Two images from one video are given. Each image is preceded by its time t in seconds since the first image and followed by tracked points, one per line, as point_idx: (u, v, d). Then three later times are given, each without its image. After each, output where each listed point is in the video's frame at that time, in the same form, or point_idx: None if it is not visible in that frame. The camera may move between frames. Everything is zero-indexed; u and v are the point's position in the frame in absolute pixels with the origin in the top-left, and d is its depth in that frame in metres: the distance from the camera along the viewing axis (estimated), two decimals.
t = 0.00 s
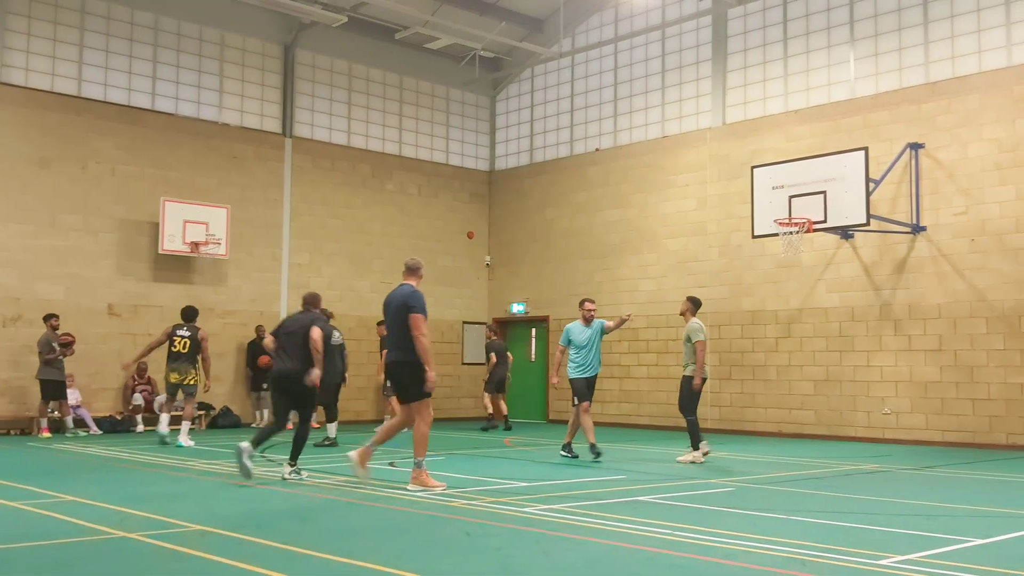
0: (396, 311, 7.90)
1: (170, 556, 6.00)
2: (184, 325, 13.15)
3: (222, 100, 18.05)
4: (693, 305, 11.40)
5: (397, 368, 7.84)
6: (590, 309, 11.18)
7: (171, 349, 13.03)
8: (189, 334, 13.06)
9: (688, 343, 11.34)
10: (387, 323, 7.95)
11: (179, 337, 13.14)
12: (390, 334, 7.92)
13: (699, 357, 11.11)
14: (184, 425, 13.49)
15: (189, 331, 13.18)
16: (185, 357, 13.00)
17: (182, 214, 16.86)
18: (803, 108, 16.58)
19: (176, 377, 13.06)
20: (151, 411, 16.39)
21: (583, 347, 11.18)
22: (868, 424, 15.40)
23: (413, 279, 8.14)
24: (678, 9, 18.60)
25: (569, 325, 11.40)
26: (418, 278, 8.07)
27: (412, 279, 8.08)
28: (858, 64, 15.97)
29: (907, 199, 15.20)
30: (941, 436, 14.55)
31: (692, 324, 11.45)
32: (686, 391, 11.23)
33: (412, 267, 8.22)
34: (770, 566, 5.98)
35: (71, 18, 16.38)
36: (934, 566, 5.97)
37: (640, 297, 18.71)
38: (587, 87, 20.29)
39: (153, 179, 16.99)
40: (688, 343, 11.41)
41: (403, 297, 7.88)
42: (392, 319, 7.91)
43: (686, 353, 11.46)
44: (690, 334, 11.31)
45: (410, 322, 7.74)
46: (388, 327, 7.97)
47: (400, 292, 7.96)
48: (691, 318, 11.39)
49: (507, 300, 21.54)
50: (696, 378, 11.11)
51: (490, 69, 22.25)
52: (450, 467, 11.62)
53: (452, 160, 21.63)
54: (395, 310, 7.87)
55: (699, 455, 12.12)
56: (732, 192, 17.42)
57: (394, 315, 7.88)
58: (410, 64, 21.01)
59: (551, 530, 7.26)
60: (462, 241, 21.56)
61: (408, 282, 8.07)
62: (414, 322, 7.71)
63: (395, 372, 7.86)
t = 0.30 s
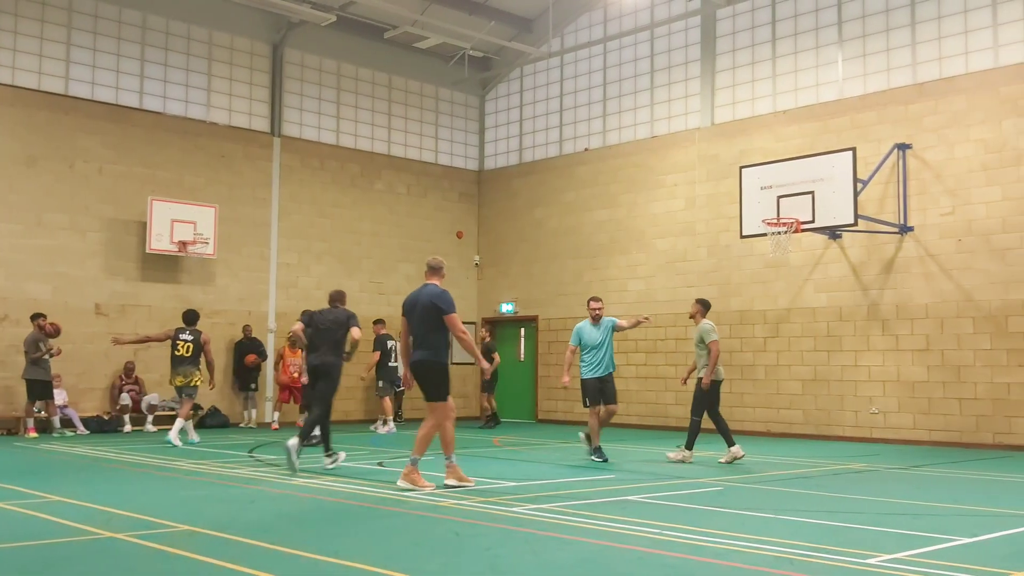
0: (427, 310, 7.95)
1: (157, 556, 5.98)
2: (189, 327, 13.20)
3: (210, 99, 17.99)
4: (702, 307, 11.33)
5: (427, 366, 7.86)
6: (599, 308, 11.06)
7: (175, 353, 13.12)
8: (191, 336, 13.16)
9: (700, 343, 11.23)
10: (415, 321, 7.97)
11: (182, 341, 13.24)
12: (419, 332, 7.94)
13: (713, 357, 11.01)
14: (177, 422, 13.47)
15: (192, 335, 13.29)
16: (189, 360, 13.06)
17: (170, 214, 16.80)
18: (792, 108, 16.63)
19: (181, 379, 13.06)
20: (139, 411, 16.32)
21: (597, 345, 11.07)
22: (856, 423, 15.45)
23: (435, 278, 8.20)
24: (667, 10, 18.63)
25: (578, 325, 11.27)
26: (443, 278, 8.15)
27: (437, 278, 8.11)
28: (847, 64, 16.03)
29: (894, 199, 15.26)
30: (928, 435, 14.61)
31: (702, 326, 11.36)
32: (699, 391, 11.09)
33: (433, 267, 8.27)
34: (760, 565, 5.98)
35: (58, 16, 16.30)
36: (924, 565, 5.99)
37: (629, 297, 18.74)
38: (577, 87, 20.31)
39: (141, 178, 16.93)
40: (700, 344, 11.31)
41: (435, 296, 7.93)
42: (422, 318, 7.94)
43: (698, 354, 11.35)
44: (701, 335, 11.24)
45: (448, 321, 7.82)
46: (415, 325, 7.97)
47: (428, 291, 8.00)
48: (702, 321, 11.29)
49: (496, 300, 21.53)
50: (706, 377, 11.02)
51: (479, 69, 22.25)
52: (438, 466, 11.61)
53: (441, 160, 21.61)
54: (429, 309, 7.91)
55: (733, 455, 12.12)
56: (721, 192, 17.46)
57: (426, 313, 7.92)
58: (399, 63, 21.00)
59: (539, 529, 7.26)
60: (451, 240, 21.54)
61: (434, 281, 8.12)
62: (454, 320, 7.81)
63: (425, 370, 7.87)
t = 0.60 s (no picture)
0: (446, 312, 7.98)
1: (144, 556, 5.97)
2: (188, 327, 13.40)
3: (198, 98, 17.93)
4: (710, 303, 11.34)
5: (443, 367, 7.84)
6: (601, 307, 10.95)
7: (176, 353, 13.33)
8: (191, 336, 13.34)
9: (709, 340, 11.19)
10: (433, 322, 7.95)
11: (182, 341, 13.44)
12: (437, 333, 7.93)
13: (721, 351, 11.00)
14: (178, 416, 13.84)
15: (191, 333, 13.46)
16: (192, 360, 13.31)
17: (158, 213, 16.75)
18: (780, 109, 16.69)
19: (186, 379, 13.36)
20: (126, 411, 16.26)
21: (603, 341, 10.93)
22: (844, 423, 15.50)
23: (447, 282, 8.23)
24: (656, 10, 18.66)
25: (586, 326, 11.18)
26: (456, 283, 8.22)
27: (453, 282, 8.17)
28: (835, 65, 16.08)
29: (882, 200, 15.33)
30: (916, 435, 14.67)
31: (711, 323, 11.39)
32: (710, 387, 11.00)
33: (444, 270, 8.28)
34: (748, 565, 6.00)
35: (46, 14, 16.21)
36: (911, 564, 6.01)
37: (618, 297, 18.77)
38: (566, 88, 20.32)
39: (129, 177, 16.87)
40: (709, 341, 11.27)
41: (456, 299, 8.00)
42: (441, 320, 7.95)
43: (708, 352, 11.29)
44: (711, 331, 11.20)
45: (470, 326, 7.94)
46: (433, 325, 7.95)
47: (447, 293, 8.04)
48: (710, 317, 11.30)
49: (485, 300, 21.53)
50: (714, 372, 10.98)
51: (469, 69, 22.24)
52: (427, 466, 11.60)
53: (431, 160, 21.59)
54: (450, 311, 7.94)
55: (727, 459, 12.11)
56: (709, 193, 17.50)
57: (446, 315, 7.95)
58: (389, 63, 20.97)
59: (528, 529, 7.26)
60: (440, 240, 21.53)
61: (450, 285, 8.16)
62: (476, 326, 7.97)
63: (442, 370, 7.84)
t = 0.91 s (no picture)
0: (445, 311, 7.95)
1: (131, 556, 5.99)
2: (190, 328, 13.75)
3: (186, 97, 17.92)
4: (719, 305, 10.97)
5: (443, 366, 7.85)
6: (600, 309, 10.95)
7: (179, 353, 13.63)
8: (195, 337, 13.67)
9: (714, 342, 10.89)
10: (433, 321, 7.87)
11: (186, 341, 13.76)
12: (437, 333, 7.87)
13: (721, 356, 10.61)
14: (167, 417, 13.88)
15: (194, 334, 13.83)
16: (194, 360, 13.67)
17: (146, 213, 16.73)
18: (766, 110, 16.80)
19: (186, 378, 13.64)
20: (114, 411, 16.24)
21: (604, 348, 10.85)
22: (829, 422, 15.62)
23: (435, 279, 8.15)
24: (644, 11, 18.74)
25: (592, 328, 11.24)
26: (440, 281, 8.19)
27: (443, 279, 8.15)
28: (820, 66, 16.20)
29: (867, 201, 15.45)
30: (900, 434, 14.81)
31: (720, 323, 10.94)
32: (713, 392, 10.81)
33: (432, 265, 8.15)
34: (732, 563, 6.07)
35: (33, 14, 16.18)
36: (891, 561, 6.11)
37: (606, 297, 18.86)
38: (554, 88, 20.39)
39: (117, 177, 16.84)
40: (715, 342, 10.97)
41: (454, 299, 8.02)
42: (441, 319, 7.91)
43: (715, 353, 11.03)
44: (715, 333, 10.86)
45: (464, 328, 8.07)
46: (434, 325, 7.87)
47: (444, 293, 8.02)
48: (717, 319, 10.86)
49: (473, 300, 21.57)
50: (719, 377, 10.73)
51: (457, 69, 22.28)
52: (414, 464, 11.65)
53: (419, 159, 21.62)
54: (450, 311, 7.93)
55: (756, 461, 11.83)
56: (696, 193, 17.60)
57: (446, 314, 7.92)
58: (377, 62, 21.00)
59: (515, 528, 7.33)
60: (429, 240, 21.56)
61: (441, 282, 8.12)
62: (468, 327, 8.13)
63: (442, 370, 7.85)
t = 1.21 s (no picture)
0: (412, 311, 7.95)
1: (120, 556, 5.97)
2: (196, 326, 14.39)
3: (175, 96, 17.86)
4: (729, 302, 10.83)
5: (413, 368, 7.86)
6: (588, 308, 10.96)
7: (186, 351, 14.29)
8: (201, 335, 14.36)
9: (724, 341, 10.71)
10: (402, 323, 7.84)
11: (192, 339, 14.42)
12: (406, 334, 7.85)
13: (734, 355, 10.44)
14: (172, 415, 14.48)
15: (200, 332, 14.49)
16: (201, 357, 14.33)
17: (134, 211, 16.67)
18: (755, 110, 16.84)
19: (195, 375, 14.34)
20: (102, 411, 16.18)
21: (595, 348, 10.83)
22: (817, 421, 15.66)
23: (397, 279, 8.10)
24: (633, 11, 18.77)
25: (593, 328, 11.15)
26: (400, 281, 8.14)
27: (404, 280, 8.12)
28: (809, 67, 16.26)
29: (856, 201, 15.51)
30: (888, 434, 14.87)
31: (729, 322, 10.84)
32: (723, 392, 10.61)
33: (393, 266, 8.10)
34: (720, 562, 6.10)
35: (21, 11, 16.10)
36: (878, 561, 6.14)
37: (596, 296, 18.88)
38: (543, 88, 20.40)
39: (105, 175, 16.78)
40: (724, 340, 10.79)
41: (418, 300, 8.03)
42: (409, 320, 7.90)
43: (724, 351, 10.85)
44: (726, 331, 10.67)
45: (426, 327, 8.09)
46: (403, 326, 7.85)
47: (409, 293, 8.01)
48: (727, 317, 10.75)
49: (463, 300, 21.56)
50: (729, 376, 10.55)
51: (447, 68, 22.26)
52: (403, 464, 11.64)
53: (409, 158, 21.59)
54: (416, 312, 7.93)
55: (752, 466, 11.84)
56: (686, 193, 17.62)
57: (413, 315, 7.93)
58: (367, 61, 20.97)
59: (503, 528, 7.33)
60: (419, 239, 21.54)
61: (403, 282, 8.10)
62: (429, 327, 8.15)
63: (413, 372, 7.86)
